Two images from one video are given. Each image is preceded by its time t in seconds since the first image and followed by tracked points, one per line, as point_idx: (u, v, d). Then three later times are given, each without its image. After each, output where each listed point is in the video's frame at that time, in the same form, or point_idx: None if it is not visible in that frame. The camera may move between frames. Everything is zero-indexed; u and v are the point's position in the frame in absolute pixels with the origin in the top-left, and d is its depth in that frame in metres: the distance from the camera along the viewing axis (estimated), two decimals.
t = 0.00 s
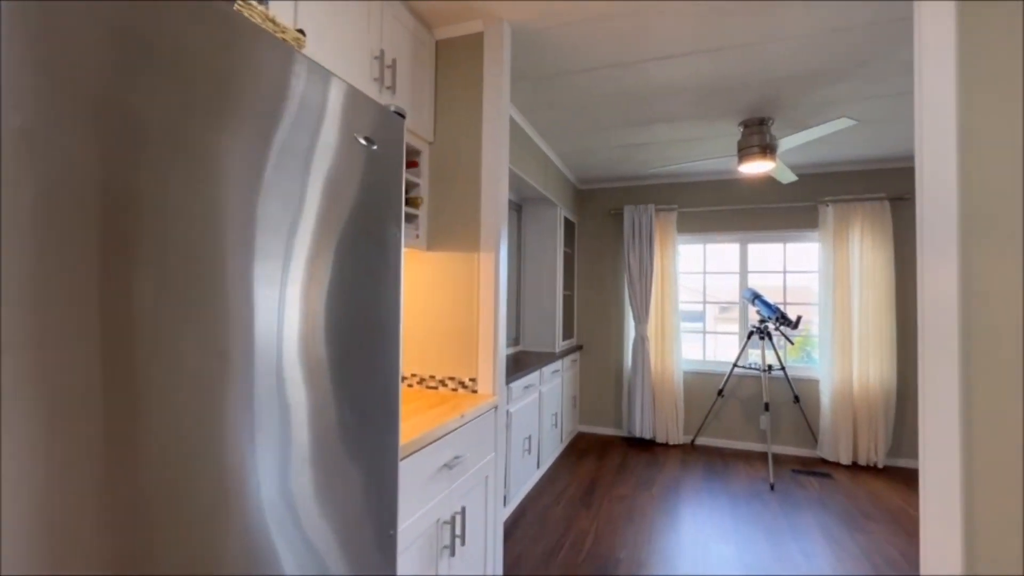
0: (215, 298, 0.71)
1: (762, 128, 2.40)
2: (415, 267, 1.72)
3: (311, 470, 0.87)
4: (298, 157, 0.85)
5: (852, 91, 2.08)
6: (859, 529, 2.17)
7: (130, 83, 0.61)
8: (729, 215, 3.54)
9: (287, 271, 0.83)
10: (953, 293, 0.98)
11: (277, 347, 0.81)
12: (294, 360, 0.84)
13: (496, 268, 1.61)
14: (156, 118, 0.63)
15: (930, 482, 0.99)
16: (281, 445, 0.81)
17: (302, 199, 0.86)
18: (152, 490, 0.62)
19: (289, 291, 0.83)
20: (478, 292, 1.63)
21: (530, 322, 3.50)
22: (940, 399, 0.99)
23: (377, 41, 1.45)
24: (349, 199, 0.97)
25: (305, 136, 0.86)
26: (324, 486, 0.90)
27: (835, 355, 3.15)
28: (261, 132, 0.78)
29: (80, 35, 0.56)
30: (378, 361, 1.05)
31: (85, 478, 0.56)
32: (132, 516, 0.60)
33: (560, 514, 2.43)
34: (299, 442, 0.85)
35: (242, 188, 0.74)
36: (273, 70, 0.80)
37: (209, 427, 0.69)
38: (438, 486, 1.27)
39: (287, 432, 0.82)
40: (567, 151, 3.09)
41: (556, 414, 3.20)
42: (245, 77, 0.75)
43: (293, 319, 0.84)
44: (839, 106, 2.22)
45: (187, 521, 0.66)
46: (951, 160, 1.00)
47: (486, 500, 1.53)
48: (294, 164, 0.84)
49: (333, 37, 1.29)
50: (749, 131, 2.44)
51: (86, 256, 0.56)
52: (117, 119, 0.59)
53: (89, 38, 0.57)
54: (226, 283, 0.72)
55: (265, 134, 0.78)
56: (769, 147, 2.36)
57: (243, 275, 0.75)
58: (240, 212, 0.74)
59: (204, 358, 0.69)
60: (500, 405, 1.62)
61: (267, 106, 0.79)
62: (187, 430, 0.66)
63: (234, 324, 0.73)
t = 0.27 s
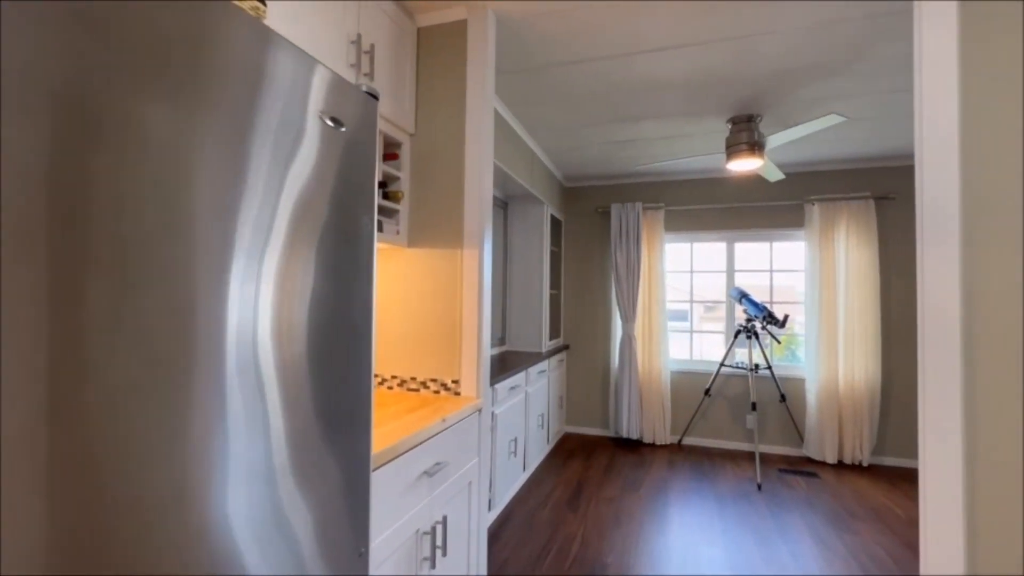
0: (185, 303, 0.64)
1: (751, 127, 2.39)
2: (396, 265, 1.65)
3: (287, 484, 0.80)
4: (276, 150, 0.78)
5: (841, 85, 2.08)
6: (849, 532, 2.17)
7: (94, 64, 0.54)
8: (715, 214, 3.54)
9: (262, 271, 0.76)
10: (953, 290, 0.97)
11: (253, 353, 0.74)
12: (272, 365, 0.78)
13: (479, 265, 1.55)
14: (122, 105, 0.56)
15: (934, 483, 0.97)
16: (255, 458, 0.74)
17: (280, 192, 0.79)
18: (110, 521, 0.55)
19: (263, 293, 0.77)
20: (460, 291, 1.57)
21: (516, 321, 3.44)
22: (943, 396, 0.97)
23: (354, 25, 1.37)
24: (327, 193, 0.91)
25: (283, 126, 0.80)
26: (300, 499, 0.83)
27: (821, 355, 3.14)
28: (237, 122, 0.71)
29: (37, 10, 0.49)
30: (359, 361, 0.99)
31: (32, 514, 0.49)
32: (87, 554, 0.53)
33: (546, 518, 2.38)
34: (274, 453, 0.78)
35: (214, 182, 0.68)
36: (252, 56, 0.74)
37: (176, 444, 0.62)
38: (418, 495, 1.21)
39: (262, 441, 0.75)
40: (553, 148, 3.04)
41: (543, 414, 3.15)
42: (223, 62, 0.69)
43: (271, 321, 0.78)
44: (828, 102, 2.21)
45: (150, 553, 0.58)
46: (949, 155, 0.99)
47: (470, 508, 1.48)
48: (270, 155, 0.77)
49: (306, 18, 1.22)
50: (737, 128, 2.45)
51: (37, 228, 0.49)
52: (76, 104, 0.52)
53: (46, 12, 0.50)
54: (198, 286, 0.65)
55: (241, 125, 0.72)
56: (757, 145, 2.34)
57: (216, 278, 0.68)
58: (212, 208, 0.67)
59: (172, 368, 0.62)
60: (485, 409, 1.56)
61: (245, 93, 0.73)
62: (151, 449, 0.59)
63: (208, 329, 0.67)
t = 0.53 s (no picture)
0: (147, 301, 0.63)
1: (740, 121, 2.36)
2: (375, 261, 1.57)
3: (262, 487, 0.79)
4: (248, 152, 0.77)
5: (831, 81, 2.05)
6: (839, 531, 2.15)
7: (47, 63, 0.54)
8: (703, 212, 3.51)
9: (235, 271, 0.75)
10: (963, 284, 0.93)
11: (225, 351, 0.73)
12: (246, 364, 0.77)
13: (463, 260, 1.47)
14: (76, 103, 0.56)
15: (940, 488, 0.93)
16: (224, 459, 0.73)
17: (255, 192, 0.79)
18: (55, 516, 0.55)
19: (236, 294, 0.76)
20: (443, 288, 1.49)
21: (503, 320, 3.37)
22: (947, 390, 0.94)
23: (329, 4, 1.30)
24: (307, 192, 0.90)
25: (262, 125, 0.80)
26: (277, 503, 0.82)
27: (808, 354, 3.12)
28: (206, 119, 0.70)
29: None
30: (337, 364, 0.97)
31: None
32: (31, 546, 0.53)
33: (532, 522, 2.32)
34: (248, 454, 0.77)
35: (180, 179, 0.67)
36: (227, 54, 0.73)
37: (134, 443, 0.61)
38: (395, 505, 1.13)
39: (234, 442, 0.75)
40: (541, 142, 2.98)
41: (530, 415, 3.09)
42: (191, 60, 0.68)
43: (247, 322, 0.77)
44: (818, 98, 2.19)
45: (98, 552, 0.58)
46: (949, 147, 0.96)
47: (452, 517, 1.40)
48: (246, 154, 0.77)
49: None
50: (727, 124, 2.42)
51: None
52: (27, 100, 0.52)
53: None
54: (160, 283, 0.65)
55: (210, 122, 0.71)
56: (747, 140, 2.32)
57: (182, 279, 0.67)
58: (178, 206, 0.67)
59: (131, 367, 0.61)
60: (469, 412, 1.49)
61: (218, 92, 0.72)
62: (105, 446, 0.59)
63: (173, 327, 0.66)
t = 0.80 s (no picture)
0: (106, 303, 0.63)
1: (732, 117, 2.32)
2: (353, 259, 1.49)
3: (231, 499, 0.76)
4: (221, 151, 0.76)
5: (826, 75, 2.01)
6: (831, 535, 2.11)
7: (3, 61, 0.54)
8: (692, 210, 3.47)
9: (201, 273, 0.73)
10: (973, 281, 0.89)
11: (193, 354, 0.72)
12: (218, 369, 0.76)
13: (447, 258, 1.39)
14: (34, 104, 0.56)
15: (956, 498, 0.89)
16: (190, 467, 0.71)
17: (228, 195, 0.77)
18: (0, 520, 0.53)
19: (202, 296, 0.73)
20: (426, 287, 1.41)
21: (490, 319, 3.29)
22: (961, 389, 0.89)
23: None
24: (283, 193, 0.87)
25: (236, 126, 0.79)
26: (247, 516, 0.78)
27: (799, 352, 3.11)
28: (173, 119, 0.70)
29: None
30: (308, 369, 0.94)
31: None
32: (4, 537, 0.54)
33: (519, 528, 2.24)
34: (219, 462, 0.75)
35: (143, 179, 0.66)
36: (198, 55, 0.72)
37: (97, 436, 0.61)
38: (371, 522, 1.05)
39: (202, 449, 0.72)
40: (529, 137, 2.91)
41: (518, 417, 3.01)
42: (155, 58, 0.67)
43: (222, 325, 0.76)
44: (812, 93, 2.16)
45: (46, 557, 0.57)
46: (964, 137, 0.91)
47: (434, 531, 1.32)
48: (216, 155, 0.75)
49: None
50: (718, 119, 2.38)
51: None
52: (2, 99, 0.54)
53: None
54: (118, 285, 0.64)
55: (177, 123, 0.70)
56: (738, 136, 2.28)
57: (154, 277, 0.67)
58: (138, 206, 0.65)
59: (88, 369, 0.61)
60: (453, 418, 1.41)
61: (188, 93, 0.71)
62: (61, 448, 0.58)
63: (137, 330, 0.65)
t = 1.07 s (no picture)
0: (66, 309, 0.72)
1: (726, 111, 2.26)
2: (331, 253, 1.40)
3: (206, 464, 0.84)
4: (199, 148, 0.85)
5: (821, 66, 1.97)
6: (826, 538, 2.06)
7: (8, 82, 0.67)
8: (683, 207, 3.44)
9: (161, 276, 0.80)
10: (1014, 268, 0.79)
11: (165, 351, 0.80)
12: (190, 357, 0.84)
13: (431, 252, 1.30)
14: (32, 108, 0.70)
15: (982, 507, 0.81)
16: (165, 422, 0.80)
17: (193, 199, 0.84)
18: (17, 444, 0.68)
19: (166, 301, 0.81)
20: (408, 283, 1.32)
21: (478, 318, 3.22)
22: (982, 388, 0.80)
23: None
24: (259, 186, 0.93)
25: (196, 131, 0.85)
26: (224, 500, 0.83)
27: (790, 348, 3.15)
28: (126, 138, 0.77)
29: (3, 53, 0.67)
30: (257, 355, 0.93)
31: None
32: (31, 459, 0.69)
33: (507, 533, 2.17)
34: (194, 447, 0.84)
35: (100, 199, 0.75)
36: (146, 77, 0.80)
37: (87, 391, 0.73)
38: (345, 537, 0.97)
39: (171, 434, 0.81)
40: (518, 131, 2.84)
41: (506, 417, 2.94)
42: (137, 72, 0.78)
43: (197, 302, 0.84)
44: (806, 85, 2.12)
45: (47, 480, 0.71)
46: (987, 106, 0.82)
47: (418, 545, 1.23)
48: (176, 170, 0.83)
49: None
50: (712, 113, 2.32)
51: None
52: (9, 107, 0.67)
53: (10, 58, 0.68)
54: (105, 264, 0.75)
55: (128, 136, 0.77)
56: (732, 130, 2.23)
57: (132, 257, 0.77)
58: (122, 199, 0.77)
59: (47, 364, 0.70)
60: (438, 422, 1.32)
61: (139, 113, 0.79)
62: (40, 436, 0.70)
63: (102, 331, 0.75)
